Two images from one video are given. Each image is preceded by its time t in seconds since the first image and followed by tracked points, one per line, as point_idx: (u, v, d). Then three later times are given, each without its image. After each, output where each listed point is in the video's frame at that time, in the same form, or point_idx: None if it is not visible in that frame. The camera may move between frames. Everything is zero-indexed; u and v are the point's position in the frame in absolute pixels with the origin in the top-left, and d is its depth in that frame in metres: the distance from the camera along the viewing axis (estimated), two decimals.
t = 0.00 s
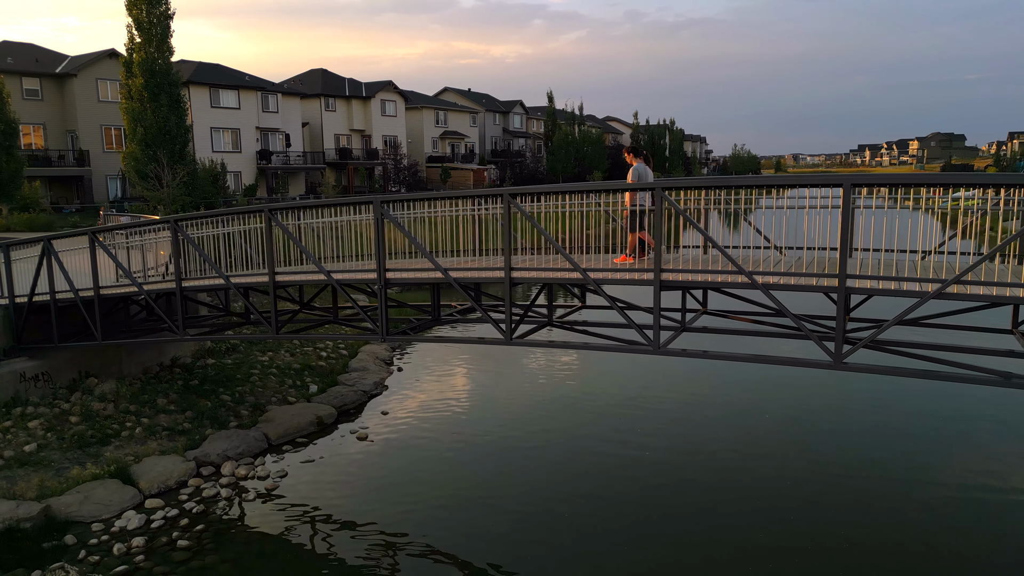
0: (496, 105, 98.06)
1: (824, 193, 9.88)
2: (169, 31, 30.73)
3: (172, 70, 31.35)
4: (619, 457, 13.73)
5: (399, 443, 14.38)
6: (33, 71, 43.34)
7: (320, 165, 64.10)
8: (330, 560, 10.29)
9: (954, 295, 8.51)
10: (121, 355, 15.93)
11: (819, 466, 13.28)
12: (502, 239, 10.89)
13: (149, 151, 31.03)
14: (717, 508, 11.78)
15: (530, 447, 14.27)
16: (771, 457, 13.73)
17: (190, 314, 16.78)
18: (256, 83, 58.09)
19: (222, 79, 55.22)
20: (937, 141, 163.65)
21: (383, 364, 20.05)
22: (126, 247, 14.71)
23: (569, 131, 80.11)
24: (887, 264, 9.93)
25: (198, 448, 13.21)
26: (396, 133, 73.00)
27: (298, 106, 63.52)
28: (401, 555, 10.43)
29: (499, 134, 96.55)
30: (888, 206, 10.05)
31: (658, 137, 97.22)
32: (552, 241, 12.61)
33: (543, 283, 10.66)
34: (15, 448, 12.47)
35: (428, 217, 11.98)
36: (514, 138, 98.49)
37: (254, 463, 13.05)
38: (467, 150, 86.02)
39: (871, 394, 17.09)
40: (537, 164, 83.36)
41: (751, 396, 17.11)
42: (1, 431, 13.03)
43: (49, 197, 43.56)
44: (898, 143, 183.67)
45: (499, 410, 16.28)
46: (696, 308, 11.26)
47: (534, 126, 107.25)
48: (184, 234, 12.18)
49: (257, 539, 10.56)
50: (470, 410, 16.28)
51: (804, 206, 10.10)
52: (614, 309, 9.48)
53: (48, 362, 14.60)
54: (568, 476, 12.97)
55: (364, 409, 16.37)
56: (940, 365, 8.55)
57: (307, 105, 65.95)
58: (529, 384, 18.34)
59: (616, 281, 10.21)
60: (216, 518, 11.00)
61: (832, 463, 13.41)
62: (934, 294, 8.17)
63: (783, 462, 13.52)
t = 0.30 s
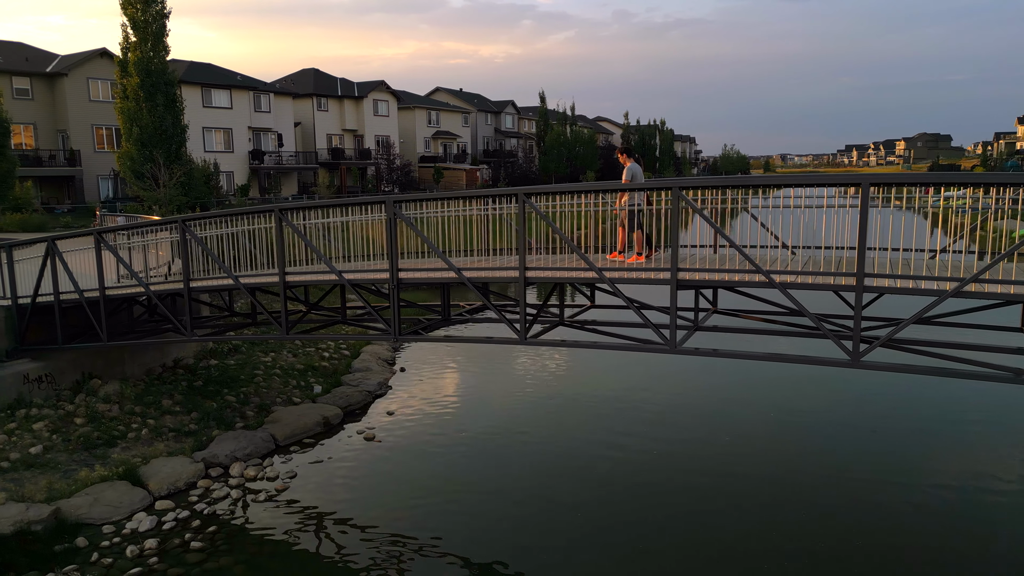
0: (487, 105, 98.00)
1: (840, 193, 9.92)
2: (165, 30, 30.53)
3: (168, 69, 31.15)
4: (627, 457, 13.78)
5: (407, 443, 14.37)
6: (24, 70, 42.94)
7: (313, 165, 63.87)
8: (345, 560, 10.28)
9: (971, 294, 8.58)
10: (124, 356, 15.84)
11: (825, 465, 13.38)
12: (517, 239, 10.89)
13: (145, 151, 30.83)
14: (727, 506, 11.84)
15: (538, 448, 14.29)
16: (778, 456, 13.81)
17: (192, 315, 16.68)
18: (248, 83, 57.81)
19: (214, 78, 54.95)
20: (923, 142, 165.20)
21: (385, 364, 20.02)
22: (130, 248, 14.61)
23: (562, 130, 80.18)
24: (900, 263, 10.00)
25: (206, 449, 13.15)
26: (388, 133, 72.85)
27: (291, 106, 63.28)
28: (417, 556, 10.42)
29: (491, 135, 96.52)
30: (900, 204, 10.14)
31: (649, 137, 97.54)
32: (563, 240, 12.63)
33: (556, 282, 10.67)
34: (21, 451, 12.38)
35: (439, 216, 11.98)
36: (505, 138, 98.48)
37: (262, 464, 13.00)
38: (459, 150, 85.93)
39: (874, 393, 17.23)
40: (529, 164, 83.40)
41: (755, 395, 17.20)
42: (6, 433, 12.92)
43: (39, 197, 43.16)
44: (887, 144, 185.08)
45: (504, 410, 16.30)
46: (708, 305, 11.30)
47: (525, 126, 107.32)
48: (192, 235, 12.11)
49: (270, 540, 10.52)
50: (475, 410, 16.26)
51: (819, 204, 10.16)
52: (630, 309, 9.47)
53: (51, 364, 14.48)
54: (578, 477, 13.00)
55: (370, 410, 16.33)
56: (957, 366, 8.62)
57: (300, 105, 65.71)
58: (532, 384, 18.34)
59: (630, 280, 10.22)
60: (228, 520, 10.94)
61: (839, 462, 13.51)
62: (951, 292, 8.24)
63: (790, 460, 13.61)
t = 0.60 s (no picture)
0: (479, 105, 97.88)
1: (855, 192, 10.04)
2: (161, 29, 30.30)
3: (164, 69, 30.95)
4: (636, 456, 13.84)
5: (416, 444, 14.37)
6: (13, 70, 42.50)
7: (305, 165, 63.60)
8: (361, 560, 10.28)
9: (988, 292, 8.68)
10: (127, 357, 15.73)
11: (833, 463, 13.49)
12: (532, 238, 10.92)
13: (141, 151, 30.61)
14: (738, 505, 11.93)
15: (546, 447, 14.33)
16: (786, 455, 13.91)
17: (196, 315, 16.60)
18: (241, 83, 57.52)
19: (206, 78, 54.63)
20: (911, 142, 166.62)
21: (388, 364, 19.98)
22: (135, 248, 14.51)
23: (554, 130, 80.22)
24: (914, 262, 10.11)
25: (214, 450, 13.08)
26: (381, 133, 72.68)
27: (282, 106, 62.97)
28: (434, 557, 10.40)
29: (482, 135, 96.42)
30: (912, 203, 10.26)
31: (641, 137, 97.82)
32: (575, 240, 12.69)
33: (572, 282, 10.70)
34: (28, 453, 12.28)
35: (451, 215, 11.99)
36: (497, 138, 98.46)
37: (272, 465, 12.95)
38: (452, 150, 85.84)
39: (877, 392, 17.35)
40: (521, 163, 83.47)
41: (758, 394, 17.31)
42: (12, 435, 12.81)
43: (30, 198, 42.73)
44: (875, 144, 186.40)
45: (511, 411, 16.30)
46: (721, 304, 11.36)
47: (517, 126, 107.32)
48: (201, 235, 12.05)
49: (285, 541, 10.50)
50: (481, 411, 16.28)
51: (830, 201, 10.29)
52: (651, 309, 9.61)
53: (56, 365, 14.36)
54: (589, 477, 13.01)
55: (377, 410, 16.32)
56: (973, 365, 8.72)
57: (292, 105, 65.43)
58: (536, 384, 18.38)
59: (647, 279, 10.29)
60: (241, 521, 10.91)
61: (847, 461, 13.60)
62: (971, 291, 8.34)
63: (797, 459, 13.72)
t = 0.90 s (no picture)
0: (469, 104, 97.65)
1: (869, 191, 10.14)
2: (156, 28, 30.08)
3: (159, 67, 30.69)
4: (644, 456, 13.90)
5: (424, 444, 14.36)
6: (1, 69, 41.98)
7: (296, 165, 63.31)
8: (376, 561, 10.26)
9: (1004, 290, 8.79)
10: (130, 359, 15.62)
11: (839, 461, 13.61)
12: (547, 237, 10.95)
13: (137, 151, 30.39)
14: (748, 504, 12.01)
15: (554, 447, 14.37)
16: (792, 454, 14.01)
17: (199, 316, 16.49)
18: (231, 82, 57.17)
19: (196, 78, 54.26)
20: (898, 142, 168.10)
21: (390, 364, 19.94)
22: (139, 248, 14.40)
23: (545, 130, 80.31)
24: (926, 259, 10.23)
25: (222, 451, 13.01)
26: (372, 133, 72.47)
27: (273, 106, 62.67)
28: (449, 559, 10.39)
29: (472, 134, 96.30)
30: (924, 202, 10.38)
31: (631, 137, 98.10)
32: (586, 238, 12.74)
33: (587, 281, 10.75)
34: (33, 455, 12.16)
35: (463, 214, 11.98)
36: (488, 138, 98.43)
37: (280, 466, 12.88)
38: (442, 150, 85.73)
39: (879, 391, 17.49)
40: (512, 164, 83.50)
41: (761, 394, 17.41)
42: (16, 437, 12.68)
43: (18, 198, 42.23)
44: (862, 144, 187.87)
45: (516, 412, 16.31)
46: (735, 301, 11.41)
47: (506, 126, 107.29)
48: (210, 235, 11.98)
49: (299, 543, 10.47)
50: (486, 411, 16.29)
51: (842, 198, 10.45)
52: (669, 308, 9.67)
53: (59, 366, 14.22)
54: (599, 477, 13.04)
55: (382, 410, 16.28)
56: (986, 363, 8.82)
57: (283, 104, 65.10)
58: (539, 384, 18.41)
59: (664, 278, 10.35)
60: (253, 523, 10.86)
61: (854, 459, 13.71)
62: (988, 288, 8.44)
63: (803, 457, 13.82)
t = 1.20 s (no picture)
0: (459, 105, 97.45)
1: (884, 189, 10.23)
2: (149, 27, 29.80)
3: (153, 67, 30.40)
4: (651, 456, 13.95)
5: (432, 445, 14.35)
6: None
7: (286, 165, 62.98)
8: (391, 562, 10.26)
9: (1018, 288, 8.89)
10: (132, 360, 15.49)
11: (845, 459, 13.73)
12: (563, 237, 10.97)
13: (131, 150, 30.13)
14: (757, 503, 12.09)
15: (561, 447, 14.40)
16: (798, 452, 14.13)
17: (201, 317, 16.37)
18: (221, 82, 56.76)
19: (185, 77, 53.83)
20: (883, 142, 169.66)
21: (392, 365, 19.89)
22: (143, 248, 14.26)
23: (535, 130, 80.35)
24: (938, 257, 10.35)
25: (230, 453, 12.93)
26: (362, 133, 72.24)
27: (263, 105, 62.28)
28: (463, 560, 10.38)
29: (462, 134, 96.18)
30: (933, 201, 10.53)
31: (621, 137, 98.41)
32: (596, 238, 12.79)
33: (603, 280, 10.82)
34: (39, 458, 12.04)
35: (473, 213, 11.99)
36: (478, 138, 98.39)
37: (289, 468, 12.80)
38: (432, 150, 85.58)
39: (880, 389, 17.66)
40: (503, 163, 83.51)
41: (764, 393, 17.53)
42: (20, 440, 12.53)
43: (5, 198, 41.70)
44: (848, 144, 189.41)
45: (521, 412, 16.33)
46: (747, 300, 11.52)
47: (495, 126, 107.25)
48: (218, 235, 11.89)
49: (313, 544, 10.44)
50: (491, 412, 16.30)
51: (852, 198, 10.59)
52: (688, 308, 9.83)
53: (61, 368, 14.07)
54: (608, 477, 13.07)
55: (388, 411, 16.22)
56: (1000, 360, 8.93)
57: (272, 104, 64.72)
58: (542, 384, 18.41)
59: (681, 277, 10.42)
60: (266, 524, 10.81)
61: (859, 457, 13.83)
62: (1005, 286, 8.53)
63: (810, 456, 13.94)
